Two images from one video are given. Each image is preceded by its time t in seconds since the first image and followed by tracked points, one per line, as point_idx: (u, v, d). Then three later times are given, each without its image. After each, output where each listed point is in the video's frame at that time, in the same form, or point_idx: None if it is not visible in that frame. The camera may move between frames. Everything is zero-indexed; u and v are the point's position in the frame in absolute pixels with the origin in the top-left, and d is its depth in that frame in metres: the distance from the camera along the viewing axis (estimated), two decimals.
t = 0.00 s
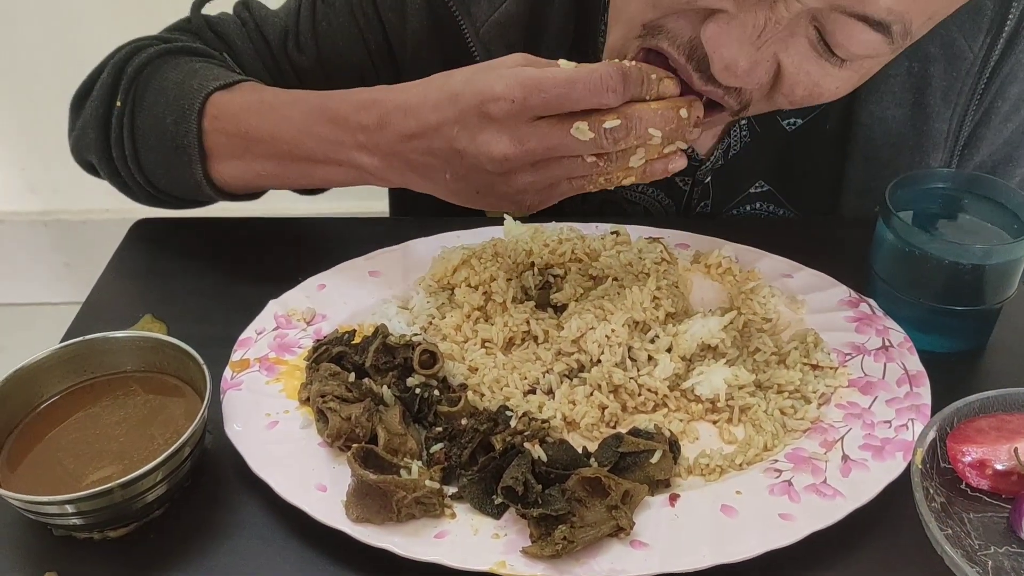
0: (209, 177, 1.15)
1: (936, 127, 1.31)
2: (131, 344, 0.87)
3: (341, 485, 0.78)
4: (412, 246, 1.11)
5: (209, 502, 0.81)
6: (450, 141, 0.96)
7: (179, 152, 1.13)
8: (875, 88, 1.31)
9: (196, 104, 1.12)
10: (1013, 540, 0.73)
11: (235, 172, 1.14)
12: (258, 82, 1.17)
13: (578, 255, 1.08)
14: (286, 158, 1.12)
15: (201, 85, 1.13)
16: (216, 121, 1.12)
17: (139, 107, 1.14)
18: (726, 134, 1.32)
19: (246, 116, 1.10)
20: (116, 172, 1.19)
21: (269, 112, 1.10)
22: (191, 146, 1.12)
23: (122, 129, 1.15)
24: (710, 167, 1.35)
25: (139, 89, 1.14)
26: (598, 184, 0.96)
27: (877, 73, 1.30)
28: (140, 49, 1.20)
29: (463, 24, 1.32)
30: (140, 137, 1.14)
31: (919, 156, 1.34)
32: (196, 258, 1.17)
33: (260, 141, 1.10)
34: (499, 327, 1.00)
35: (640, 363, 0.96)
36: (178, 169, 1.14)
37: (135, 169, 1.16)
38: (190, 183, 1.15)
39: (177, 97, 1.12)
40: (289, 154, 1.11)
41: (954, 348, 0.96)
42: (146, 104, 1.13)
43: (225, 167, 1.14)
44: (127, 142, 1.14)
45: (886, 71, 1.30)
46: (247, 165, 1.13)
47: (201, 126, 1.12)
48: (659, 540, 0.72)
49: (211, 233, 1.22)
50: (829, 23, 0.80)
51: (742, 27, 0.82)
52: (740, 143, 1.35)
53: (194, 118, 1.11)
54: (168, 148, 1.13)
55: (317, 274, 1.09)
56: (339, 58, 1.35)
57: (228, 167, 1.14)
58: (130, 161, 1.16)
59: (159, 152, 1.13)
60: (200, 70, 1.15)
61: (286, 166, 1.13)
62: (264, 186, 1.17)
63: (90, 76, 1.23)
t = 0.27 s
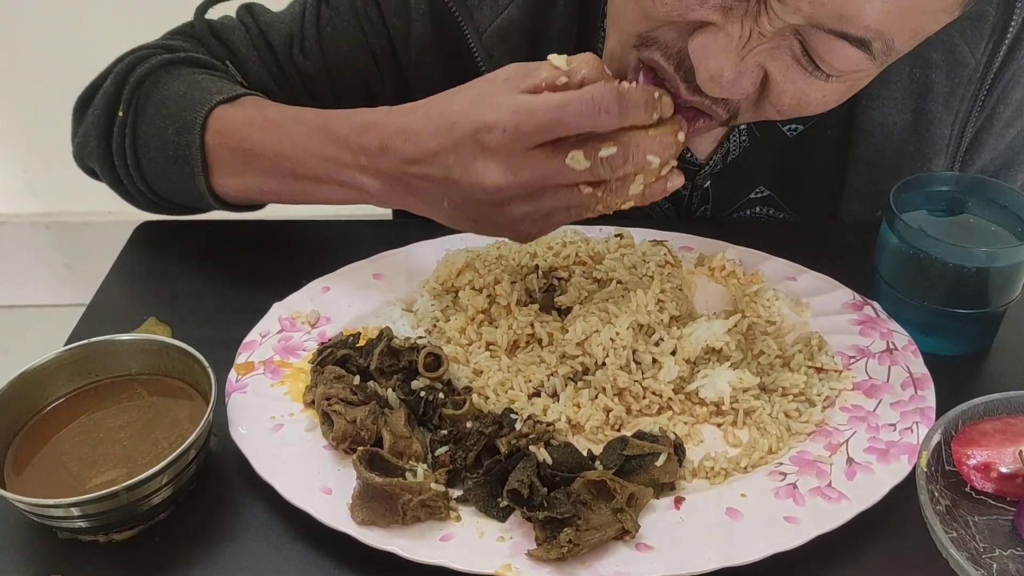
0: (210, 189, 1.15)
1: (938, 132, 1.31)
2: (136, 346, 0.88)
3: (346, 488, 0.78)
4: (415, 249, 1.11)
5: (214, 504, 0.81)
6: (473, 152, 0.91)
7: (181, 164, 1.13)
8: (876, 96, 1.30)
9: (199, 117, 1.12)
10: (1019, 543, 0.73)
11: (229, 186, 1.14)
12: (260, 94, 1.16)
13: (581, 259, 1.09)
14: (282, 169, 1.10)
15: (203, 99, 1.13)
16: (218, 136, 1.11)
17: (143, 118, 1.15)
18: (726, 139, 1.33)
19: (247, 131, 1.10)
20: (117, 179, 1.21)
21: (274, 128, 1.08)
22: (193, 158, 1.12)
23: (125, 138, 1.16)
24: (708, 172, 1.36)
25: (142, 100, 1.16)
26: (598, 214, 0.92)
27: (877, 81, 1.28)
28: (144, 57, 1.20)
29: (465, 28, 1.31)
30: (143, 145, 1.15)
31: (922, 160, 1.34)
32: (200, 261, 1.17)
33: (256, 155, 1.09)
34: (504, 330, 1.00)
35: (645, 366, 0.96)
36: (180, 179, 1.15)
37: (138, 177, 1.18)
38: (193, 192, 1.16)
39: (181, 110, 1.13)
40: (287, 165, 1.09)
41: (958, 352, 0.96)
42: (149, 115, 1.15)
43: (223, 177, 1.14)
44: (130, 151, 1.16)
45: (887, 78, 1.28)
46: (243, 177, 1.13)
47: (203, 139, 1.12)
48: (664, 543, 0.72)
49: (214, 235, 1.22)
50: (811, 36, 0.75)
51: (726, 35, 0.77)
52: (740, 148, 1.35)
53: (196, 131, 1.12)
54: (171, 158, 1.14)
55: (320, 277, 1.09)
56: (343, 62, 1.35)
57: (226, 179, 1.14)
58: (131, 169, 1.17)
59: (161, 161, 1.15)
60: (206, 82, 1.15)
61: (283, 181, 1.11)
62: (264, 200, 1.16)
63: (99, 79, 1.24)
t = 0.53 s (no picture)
0: (183, 157, 0.88)
1: (951, 128, 1.30)
2: (137, 347, 0.88)
3: (347, 489, 0.78)
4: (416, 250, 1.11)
5: (215, 506, 0.81)
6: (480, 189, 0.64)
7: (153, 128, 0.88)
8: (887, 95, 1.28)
9: (196, 72, 0.86)
10: (1019, 543, 0.73)
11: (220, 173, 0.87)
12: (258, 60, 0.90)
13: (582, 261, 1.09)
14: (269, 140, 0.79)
15: (196, 57, 0.88)
16: (206, 103, 0.85)
17: (125, 67, 0.91)
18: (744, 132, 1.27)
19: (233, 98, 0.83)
20: (83, 135, 0.97)
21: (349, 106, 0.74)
22: (168, 122, 0.87)
23: (98, 89, 0.93)
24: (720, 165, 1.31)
25: (128, 47, 0.93)
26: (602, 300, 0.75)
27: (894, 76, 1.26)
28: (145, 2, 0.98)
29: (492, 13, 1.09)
30: (116, 98, 0.91)
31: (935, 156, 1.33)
32: (201, 263, 1.16)
33: (240, 118, 0.82)
34: (505, 331, 1.00)
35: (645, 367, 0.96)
36: (150, 148, 0.90)
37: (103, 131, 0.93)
38: (164, 162, 0.90)
39: (179, 68, 0.88)
40: (265, 134, 0.79)
41: (961, 353, 0.96)
42: (135, 64, 0.91)
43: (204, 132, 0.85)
44: (101, 101, 0.92)
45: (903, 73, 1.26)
46: (239, 143, 0.81)
47: (190, 98, 0.86)
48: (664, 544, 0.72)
49: (215, 237, 1.22)
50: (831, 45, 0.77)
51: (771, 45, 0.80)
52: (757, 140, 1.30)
53: (183, 90, 0.86)
54: (144, 122, 0.89)
55: (322, 279, 1.09)
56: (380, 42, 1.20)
57: (198, 136, 0.85)
58: (93, 123, 0.94)
59: (131, 121, 0.90)
60: (218, 44, 0.91)
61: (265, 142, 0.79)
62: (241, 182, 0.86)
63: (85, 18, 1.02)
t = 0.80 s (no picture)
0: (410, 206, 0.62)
1: (977, 109, 1.26)
2: (138, 347, 0.88)
3: (348, 488, 0.78)
4: (417, 249, 1.11)
5: (215, 505, 0.81)
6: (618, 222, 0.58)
7: (377, 161, 0.62)
8: (913, 72, 1.24)
9: (360, 97, 0.63)
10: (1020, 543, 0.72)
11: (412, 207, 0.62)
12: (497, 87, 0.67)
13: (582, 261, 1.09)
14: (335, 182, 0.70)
15: (444, 76, 0.64)
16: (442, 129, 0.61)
17: (326, 86, 0.64)
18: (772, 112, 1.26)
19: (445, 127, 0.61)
20: (237, 156, 0.67)
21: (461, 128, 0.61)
22: (404, 159, 0.61)
23: (281, 104, 0.64)
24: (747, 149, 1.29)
25: (335, 59, 0.66)
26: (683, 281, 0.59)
27: (917, 54, 1.23)
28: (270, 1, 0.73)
29: None
30: (312, 120, 0.64)
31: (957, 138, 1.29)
32: (203, 262, 1.17)
33: (486, 152, 0.60)
34: (505, 331, 1.00)
35: (645, 367, 0.96)
36: (369, 191, 0.62)
37: (281, 158, 0.64)
38: (336, 201, 0.65)
39: (373, 89, 0.64)
40: (481, 167, 0.60)
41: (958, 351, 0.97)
42: (351, 84, 0.64)
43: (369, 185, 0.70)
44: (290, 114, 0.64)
45: (926, 52, 1.23)
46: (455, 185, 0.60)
47: (438, 129, 0.61)
48: (664, 543, 0.72)
49: (218, 236, 1.22)
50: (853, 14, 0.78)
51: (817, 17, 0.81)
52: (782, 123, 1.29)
53: (434, 116, 0.61)
54: (363, 148, 0.62)
55: (323, 278, 1.09)
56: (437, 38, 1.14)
57: (439, 172, 0.61)
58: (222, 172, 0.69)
59: (343, 147, 0.63)
60: (436, 60, 0.67)
61: (491, 177, 0.60)
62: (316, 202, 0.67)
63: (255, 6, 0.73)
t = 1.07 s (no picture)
0: (378, 196, 0.68)
1: (984, 107, 1.29)
2: (140, 347, 0.88)
3: (349, 488, 0.78)
4: (417, 250, 1.12)
5: (216, 505, 0.82)
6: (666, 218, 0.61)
7: (349, 157, 0.68)
8: (922, 68, 1.27)
9: (351, 95, 0.69)
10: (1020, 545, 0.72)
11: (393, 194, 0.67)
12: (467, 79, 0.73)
13: (583, 262, 1.09)
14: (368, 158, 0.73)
15: (412, 75, 0.70)
16: (416, 122, 0.67)
17: (302, 89, 0.71)
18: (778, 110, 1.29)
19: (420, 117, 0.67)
20: (223, 161, 0.73)
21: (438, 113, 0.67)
22: (373, 151, 0.67)
23: (259, 111, 0.71)
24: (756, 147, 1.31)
25: (308, 66, 0.72)
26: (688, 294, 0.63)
27: (926, 51, 1.27)
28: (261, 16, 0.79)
29: None
30: (287, 121, 0.70)
31: (963, 139, 1.31)
32: (204, 263, 1.17)
33: (453, 141, 0.65)
34: (505, 332, 1.01)
35: (646, 367, 0.97)
36: (343, 186, 0.69)
37: (261, 158, 0.71)
38: (318, 192, 0.70)
39: (355, 87, 0.69)
40: (453, 150, 0.65)
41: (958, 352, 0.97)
42: (321, 86, 0.71)
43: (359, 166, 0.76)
44: (268, 108, 0.70)
45: (936, 50, 1.27)
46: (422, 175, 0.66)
47: (404, 121, 0.67)
48: (664, 543, 0.72)
49: (220, 237, 1.22)
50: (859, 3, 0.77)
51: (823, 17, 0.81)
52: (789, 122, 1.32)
53: (398, 110, 0.67)
54: (334, 145, 0.68)
55: (324, 279, 1.10)
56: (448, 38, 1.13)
57: (407, 161, 0.66)
58: (211, 182, 0.76)
59: (314, 143, 0.69)
60: (404, 57, 0.73)
61: (457, 157, 0.65)
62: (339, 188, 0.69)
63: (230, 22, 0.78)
